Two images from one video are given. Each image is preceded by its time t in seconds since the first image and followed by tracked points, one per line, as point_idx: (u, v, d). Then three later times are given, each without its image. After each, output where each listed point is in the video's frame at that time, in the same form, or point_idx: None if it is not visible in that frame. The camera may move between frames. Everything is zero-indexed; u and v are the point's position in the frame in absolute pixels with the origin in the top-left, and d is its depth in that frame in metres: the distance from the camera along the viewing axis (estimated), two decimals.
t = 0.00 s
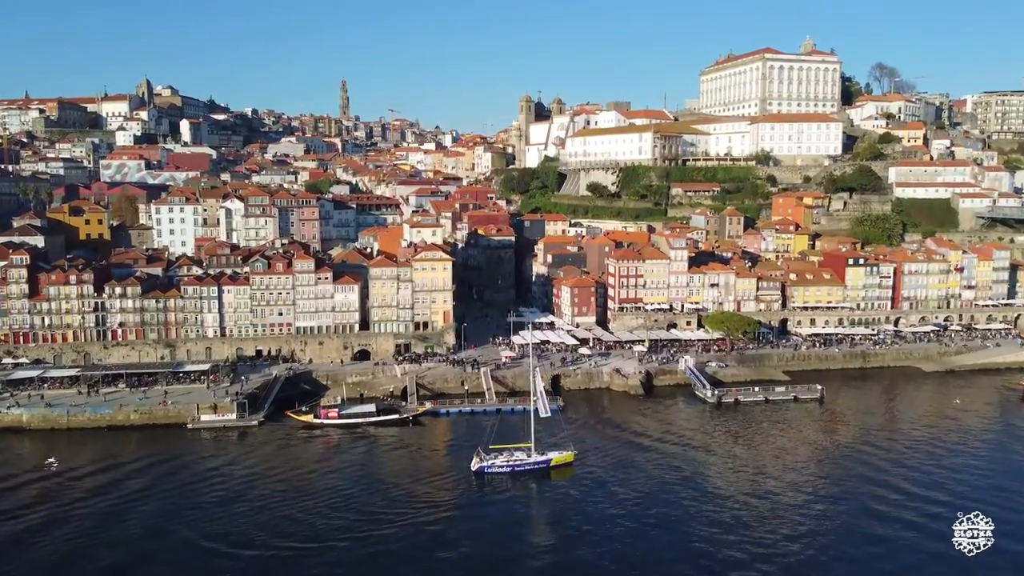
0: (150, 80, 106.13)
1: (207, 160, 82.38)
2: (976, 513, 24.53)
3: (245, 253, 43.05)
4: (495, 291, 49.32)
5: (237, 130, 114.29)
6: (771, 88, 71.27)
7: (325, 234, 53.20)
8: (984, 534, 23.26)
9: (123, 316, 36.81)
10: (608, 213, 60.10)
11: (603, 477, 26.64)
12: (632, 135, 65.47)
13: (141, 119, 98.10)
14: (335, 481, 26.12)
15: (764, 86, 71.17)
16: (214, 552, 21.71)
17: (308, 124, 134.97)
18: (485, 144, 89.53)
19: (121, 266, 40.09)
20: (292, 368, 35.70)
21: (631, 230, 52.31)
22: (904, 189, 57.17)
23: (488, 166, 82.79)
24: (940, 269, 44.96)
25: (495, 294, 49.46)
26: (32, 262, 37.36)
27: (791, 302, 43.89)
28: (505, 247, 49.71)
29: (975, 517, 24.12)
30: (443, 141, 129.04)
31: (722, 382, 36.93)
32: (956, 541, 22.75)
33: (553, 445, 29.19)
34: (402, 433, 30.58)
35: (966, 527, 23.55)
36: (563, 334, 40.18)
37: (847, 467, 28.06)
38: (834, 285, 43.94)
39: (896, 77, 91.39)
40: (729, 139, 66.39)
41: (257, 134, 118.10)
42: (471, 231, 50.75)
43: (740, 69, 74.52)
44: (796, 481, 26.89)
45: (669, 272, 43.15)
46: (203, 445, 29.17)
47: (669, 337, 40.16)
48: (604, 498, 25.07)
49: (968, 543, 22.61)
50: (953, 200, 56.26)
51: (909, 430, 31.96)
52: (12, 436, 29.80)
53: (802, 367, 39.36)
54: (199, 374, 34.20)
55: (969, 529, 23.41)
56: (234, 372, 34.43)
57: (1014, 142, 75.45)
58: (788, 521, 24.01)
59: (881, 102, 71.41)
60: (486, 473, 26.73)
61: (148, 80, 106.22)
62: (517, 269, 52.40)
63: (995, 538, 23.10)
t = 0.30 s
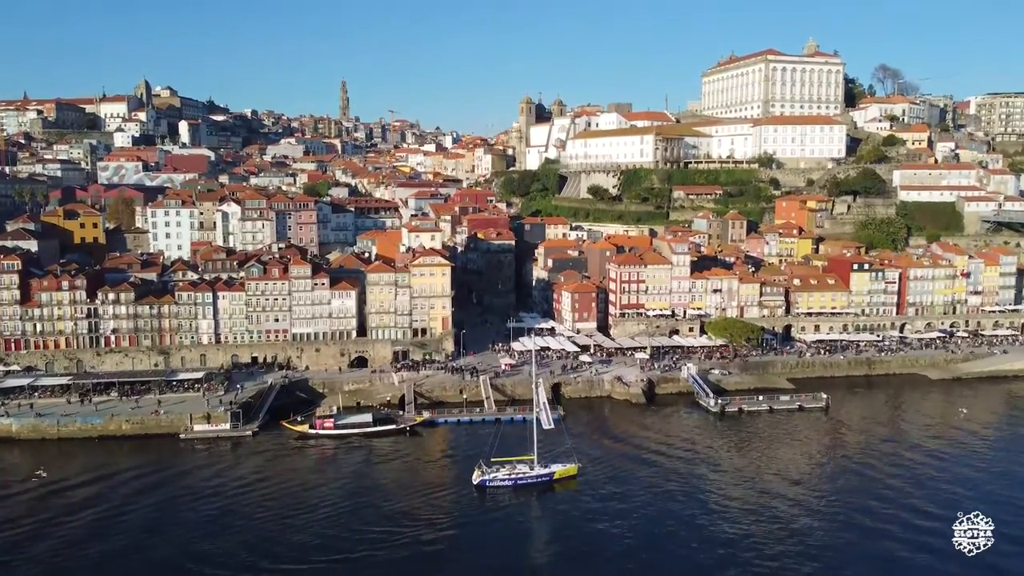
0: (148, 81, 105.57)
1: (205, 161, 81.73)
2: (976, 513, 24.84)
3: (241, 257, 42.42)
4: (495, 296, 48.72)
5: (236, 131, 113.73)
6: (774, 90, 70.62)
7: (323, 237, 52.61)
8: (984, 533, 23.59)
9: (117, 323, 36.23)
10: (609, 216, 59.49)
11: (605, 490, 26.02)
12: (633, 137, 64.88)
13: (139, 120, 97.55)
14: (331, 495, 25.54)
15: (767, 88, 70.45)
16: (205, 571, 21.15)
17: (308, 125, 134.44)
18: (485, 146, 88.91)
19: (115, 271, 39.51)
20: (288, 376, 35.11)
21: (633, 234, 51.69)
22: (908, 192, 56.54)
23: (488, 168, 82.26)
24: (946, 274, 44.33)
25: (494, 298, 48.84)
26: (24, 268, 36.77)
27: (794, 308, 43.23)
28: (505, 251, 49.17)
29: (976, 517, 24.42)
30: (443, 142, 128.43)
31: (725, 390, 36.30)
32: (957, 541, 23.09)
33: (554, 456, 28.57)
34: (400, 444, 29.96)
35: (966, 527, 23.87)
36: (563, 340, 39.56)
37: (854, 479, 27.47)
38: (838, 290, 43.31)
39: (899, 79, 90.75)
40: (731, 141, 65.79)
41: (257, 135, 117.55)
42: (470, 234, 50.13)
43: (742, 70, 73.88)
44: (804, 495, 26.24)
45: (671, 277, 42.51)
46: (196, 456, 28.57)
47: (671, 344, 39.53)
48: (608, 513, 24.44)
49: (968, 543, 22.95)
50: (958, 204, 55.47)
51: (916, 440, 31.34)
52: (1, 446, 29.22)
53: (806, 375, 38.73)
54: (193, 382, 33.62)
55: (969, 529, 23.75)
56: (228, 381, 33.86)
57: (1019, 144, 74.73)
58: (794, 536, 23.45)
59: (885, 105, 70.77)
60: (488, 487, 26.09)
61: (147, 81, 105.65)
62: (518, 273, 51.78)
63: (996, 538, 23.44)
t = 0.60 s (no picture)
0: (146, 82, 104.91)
1: (203, 162, 81.10)
2: (976, 513, 25.26)
3: (237, 262, 41.81)
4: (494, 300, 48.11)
5: (235, 132, 113.14)
6: (777, 92, 70.00)
7: (320, 241, 52.03)
8: (984, 533, 24.01)
9: (109, 329, 35.62)
10: (610, 219, 58.84)
11: (608, 503, 25.35)
12: (635, 139, 64.28)
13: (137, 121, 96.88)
14: (326, 509, 24.86)
15: (769, 90, 69.85)
16: None
17: (307, 126, 133.86)
18: (485, 147, 88.29)
19: (109, 276, 38.90)
20: (284, 384, 34.49)
21: (634, 238, 51.05)
22: (913, 196, 55.92)
23: (488, 170, 81.66)
24: (952, 279, 43.73)
25: (494, 303, 48.26)
26: (15, 273, 36.18)
27: (798, 314, 42.62)
28: (505, 255, 48.82)
29: (976, 517, 24.86)
30: (443, 143, 127.80)
31: (727, 399, 35.69)
32: (956, 540, 23.54)
33: (555, 468, 27.90)
34: (397, 455, 29.30)
35: (967, 526, 24.29)
36: (564, 347, 38.94)
37: (862, 491, 26.82)
38: (842, 296, 42.71)
39: (902, 80, 90.11)
40: (734, 143, 65.17)
41: (256, 136, 116.91)
42: (470, 238, 49.54)
43: (745, 72, 73.26)
44: (812, 509, 25.56)
45: (673, 282, 41.92)
46: (188, 467, 27.95)
47: (672, 351, 38.91)
48: (611, 529, 23.74)
49: (968, 543, 23.36)
50: (963, 208, 54.89)
51: (925, 450, 30.70)
52: None
53: (810, 382, 38.09)
54: (186, 391, 33.02)
55: (969, 528, 24.20)
56: (223, 389, 33.24)
57: None
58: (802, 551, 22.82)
59: (889, 107, 70.14)
60: (490, 501, 25.37)
61: (145, 81, 105.00)
62: (518, 278, 51.18)
63: (995, 538, 23.83)
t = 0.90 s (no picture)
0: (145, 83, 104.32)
1: (201, 164, 80.52)
2: (977, 513, 25.16)
3: (233, 266, 41.17)
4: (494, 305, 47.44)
5: (234, 133, 112.57)
6: (779, 94, 69.37)
7: (318, 244, 51.45)
8: (984, 533, 23.91)
9: (102, 336, 35.03)
10: (611, 222, 58.18)
11: (611, 516, 24.70)
12: (635, 142, 63.69)
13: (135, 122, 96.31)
14: (322, 522, 24.24)
15: (772, 92, 69.25)
16: None
17: (307, 127, 133.31)
18: (485, 149, 87.68)
19: (102, 281, 38.29)
20: (279, 392, 33.88)
21: (635, 242, 50.41)
22: (917, 199, 55.28)
23: (488, 172, 81.05)
24: (958, 285, 43.10)
25: (493, 308, 47.63)
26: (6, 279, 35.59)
27: (802, 320, 42.00)
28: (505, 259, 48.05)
29: (976, 517, 24.76)
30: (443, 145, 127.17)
31: (731, 407, 35.07)
32: (956, 541, 23.41)
33: (557, 480, 27.27)
34: (395, 466, 28.67)
35: (967, 526, 24.19)
36: (564, 354, 38.32)
37: (871, 501, 26.16)
38: (847, 302, 42.09)
39: (906, 83, 89.46)
40: (736, 146, 64.51)
41: (255, 137, 116.32)
42: (469, 242, 48.94)
43: (747, 73, 72.66)
44: (819, 520, 24.91)
45: (675, 288, 41.32)
46: (180, 478, 27.34)
47: (674, 358, 38.29)
48: (615, 543, 23.11)
49: (968, 543, 23.25)
50: (968, 211, 54.26)
51: (933, 458, 30.02)
52: None
53: (815, 390, 37.45)
54: (179, 399, 32.40)
55: (969, 528, 24.08)
56: (217, 397, 32.64)
57: None
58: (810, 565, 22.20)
59: (892, 109, 69.53)
60: (490, 516, 24.72)
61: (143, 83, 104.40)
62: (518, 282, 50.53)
63: (996, 538, 23.72)
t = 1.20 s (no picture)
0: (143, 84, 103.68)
1: (199, 166, 79.88)
2: (977, 513, 25.42)
3: (228, 271, 40.55)
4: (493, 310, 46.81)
5: (233, 134, 111.91)
6: (782, 95, 68.77)
7: (315, 248, 50.84)
8: (984, 533, 24.12)
9: (94, 343, 34.42)
10: (612, 226, 57.51)
11: (615, 532, 24.11)
12: (636, 144, 63.09)
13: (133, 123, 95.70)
14: (318, 537, 23.66)
15: (774, 94, 68.67)
16: None
17: (306, 128, 132.70)
18: (485, 151, 87.04)
19: (95, 287, 37.68)
20: (274, 400, 33.28)
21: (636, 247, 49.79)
22: (922, 202, 54.67)
23: (488, 174, 80.41)
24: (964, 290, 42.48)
25: (493, 313, 47.01)
26: None
27: (806, 326, 41.37)
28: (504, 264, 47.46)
29: (976, 517, 25.01)
30: (444, 146, 126.58)
31: (734, 416, 34.46)
32: (956, 541, 23.62)
33: (558, 493, 26.67)
34: (392, 478, 28.06)
35: (967, 527, 24.42)
36: (564, 361, 37.70)
37: (880, 514, 25.58)
38: (852, 308, 41.47)
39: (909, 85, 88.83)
40: (738, 148, 63.87)
41: (253, 138, 115.66)
42: (468, 247, 48.34)
43: (749, 75, 72.04)
44: (827, 534, 24.36)
45: (678, 293, 40.72)
46: (173, 490, 26.74)
47: (676, 365, 37.68)
48: (619, 560, 22.55)
49: (968, 543, 23.47)
50: (973, 215, 53.62)
51: (941, 468, 29.43)
52: None
53: (819, 398, 36.84)
54: (173, 408, 31.83)
55: (969, 528, 24.31)
56: (210, 406, 32.04)
57: None
58: None
59: (897, 111, 68.84)
60: (493, 531, 24.10)
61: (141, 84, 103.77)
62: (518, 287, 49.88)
63: (995, 538, 23.91)
